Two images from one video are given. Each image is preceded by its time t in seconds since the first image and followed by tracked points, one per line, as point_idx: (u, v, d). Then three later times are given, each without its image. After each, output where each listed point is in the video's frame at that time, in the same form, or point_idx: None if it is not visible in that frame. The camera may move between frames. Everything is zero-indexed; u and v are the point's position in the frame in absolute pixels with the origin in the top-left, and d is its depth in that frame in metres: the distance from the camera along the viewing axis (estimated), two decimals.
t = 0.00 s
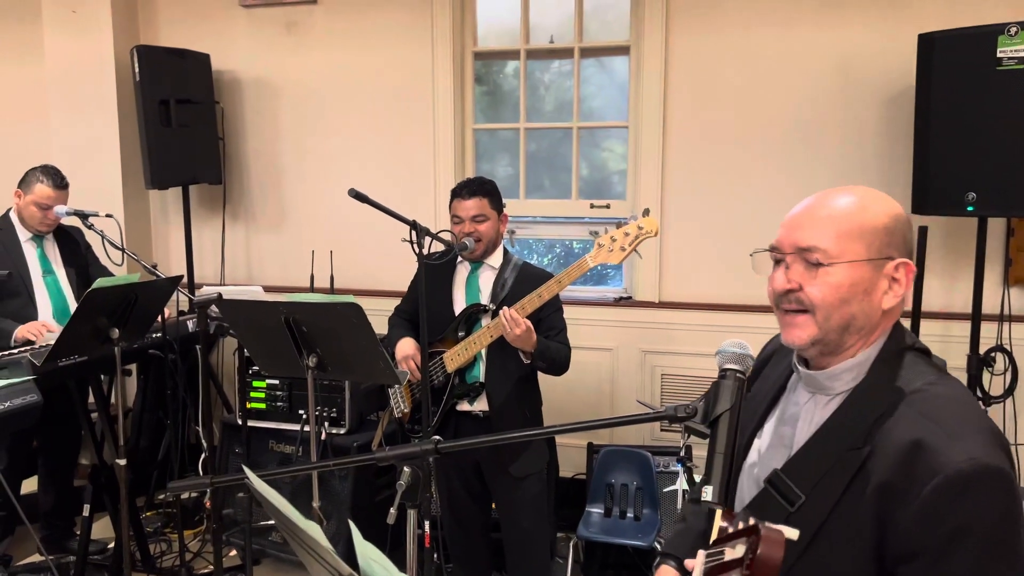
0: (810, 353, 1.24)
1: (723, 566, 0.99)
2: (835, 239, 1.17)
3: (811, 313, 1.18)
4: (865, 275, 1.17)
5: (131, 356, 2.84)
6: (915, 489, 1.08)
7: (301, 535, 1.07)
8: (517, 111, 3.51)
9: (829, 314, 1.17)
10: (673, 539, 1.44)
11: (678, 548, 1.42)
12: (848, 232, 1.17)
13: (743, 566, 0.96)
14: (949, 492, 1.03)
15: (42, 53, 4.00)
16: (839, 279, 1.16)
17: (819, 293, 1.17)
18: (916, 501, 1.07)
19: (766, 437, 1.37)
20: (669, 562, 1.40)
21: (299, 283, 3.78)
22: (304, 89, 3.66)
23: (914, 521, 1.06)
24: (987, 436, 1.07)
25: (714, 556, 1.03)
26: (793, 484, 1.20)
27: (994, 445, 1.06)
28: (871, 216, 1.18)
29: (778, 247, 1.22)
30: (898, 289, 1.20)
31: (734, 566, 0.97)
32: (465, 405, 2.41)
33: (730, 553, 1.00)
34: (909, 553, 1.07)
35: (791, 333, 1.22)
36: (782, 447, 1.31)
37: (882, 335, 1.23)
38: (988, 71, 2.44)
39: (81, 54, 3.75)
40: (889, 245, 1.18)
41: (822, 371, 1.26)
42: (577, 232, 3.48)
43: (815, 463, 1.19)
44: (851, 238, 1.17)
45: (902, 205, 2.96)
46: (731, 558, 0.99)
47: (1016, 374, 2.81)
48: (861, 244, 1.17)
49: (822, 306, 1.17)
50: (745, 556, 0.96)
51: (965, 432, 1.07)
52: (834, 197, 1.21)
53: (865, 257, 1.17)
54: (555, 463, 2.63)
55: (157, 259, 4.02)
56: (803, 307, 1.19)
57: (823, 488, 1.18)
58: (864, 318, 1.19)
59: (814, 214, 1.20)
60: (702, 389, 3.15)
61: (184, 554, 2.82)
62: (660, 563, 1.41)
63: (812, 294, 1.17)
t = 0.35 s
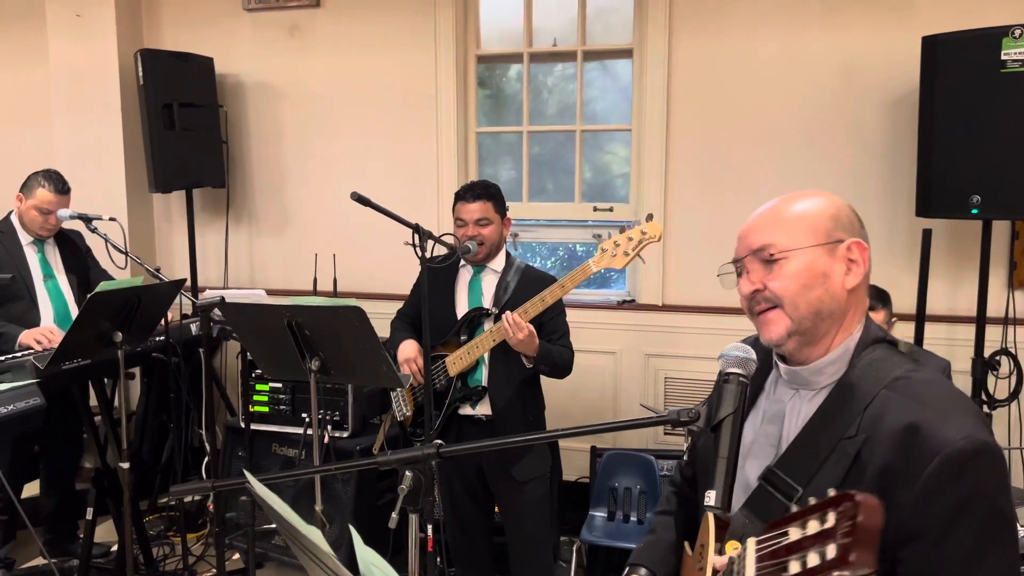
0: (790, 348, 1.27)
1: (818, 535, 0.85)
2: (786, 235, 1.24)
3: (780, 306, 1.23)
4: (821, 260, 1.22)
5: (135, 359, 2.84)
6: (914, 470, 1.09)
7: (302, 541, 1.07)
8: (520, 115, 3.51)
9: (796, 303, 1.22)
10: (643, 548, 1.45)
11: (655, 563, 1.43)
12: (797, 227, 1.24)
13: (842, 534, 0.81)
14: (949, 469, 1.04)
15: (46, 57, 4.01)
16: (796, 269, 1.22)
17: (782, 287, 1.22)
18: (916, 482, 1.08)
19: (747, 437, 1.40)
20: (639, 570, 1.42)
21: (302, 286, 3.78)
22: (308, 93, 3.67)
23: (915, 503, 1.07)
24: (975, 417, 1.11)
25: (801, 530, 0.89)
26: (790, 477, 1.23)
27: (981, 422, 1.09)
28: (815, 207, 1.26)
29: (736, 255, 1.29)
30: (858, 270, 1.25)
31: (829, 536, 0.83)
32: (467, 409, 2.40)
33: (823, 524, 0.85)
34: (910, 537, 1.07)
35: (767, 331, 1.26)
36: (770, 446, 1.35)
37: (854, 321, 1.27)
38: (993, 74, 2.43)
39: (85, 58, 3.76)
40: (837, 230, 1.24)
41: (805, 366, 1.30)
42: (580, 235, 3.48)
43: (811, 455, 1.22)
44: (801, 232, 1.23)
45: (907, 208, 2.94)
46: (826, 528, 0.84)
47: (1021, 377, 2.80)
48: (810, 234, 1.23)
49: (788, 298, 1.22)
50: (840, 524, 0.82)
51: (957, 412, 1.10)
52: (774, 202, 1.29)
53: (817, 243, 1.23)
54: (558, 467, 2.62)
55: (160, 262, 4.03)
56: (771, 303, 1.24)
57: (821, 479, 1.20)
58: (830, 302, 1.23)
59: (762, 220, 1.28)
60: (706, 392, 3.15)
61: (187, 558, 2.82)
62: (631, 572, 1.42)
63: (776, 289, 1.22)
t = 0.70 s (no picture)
0: (784, 347, 1.28)
1: (918, 514, 0.80)
2: (768, 239, 1.25)
3: (771, 309, 1.24)
4: (805, 261, 1.23)
5: (137, 362, 2.85)
6: (929, 457, 1.14)
7: (304, 544, 1.07)
8: (523, 117, 3.51)
9: (786, 303, 1.23)
10: (628, 552, 1.45)
11: (639, 566, 1.42)
12: (779, 231, 1.25)
13: (953, 509, 0.76)
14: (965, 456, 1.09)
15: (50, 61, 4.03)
16: (781, 271, 1.23)
17: (771, 290, 1.23)
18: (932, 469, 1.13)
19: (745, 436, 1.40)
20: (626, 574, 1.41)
21: (305, 289, 3.79)
22: (310, 96, 3.67)
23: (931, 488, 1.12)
24: (974, 405, 1.17)
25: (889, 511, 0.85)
26: (801, 471, 1.23)
27: (981, 410, 1.16)
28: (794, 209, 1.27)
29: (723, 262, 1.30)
30: (843, 265, 1.26)
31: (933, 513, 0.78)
32: (470, 411, 2.41)
33: (922, 500, 0.81)
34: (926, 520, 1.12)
35: (762, 334, 1.27)
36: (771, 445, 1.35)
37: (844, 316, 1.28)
38: (995, 76, 2.42)
39: (88, 62, 3.77)
40: (817, 229, 1.25)
41: (805, 363, 1.31)
42: (582, 237, 3.48)
43: (821, 448, 1.23)
44: (783, 234, 1.24)
45: (909, 209, 2.94)
46: (926, 504, 0.80)
47: None
48: (792, 236, 1.24)
49: (778, 301, 1.23)
50: (949, 499, 0.77)
51: (961, 402, 1.17)
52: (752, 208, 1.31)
53: (800, 243, 1.23)
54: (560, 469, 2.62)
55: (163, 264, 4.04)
56: (762, 307, 1.24)
57: (831, 471, 1.22)
58: (820, 300, 1.24)
59: (741, 228, 1.29)
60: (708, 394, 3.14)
61: (190, 560, 2.83)
62: None
63: (766, 293, 1.23)
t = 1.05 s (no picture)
0: (825, 350, 1.31)
1: (968, 490, 0.89)
2: (846, 239, 1.26)
3: (828, 310, 1.26)
4: (876, 272, 1.25)
5: (139, 364, 2.85)
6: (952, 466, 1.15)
7: (305, 547, 1.07)
8: (524, 119, 3.51)
9: (843, 309, 1.25)
10: (631, 534, 1.48)
11: (641, 547, 1.46)
12: (859, 234, 1.26)
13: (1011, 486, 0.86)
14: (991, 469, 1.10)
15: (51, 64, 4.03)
16: (851, 276, 1.25)
17: (834, 291, 1.25)
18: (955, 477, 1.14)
19: (769, 428, 1.44)
20: (624, 553, 1.45)
21: (306, 291, 3.79)
22: (312, 97, 3.68)
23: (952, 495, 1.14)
24: (1008, 427, 1.18)
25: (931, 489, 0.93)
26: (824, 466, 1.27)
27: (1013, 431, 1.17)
28: (878, 218, 1.28)
29: (793, 250, 1.31)
30: (907, 285, 1.28)
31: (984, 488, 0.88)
32: (471, 412, 2.40)
33: (971, 477, 0.89)
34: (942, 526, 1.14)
35: (808, 331, 1.29)
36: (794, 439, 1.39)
37: (893, 333, 1.31)
38: (997, 76, 2.42)
39: (89, 64, 3.78)
40: (895, 245, 1.27)
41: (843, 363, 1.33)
42: (584, 238, 3.48)
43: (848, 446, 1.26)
44: (861, 238, 1.26)
45: (911, 211, 2.94)
46: (977, 481, 0.89)
47: None
48: (870, 244, 1.25)
49: (838, 304, 1.25)
50: (1005, 476, 0.87)
51: (994, 421, 1.17)
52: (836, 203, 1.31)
53: (876, 254, 1.25)
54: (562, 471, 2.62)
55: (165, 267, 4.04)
56: (820, 305, 1.27)
57: (855, 470, 1.25)
58: (876, 315, 1.27)
59: (820, 221, 1.30)
60: (709, 395, 3.14)
61: (191, 562, 2.83)
62: (616, 554, 1.46)
63: (829, 293, 1.25)
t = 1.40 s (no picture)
0: (864, 353, 1.29)
1: (970, 496, 0.87)
2: (918, 255, 1.19)
3: (880, 323, 1.22)
4: (940, 295, 1.19)
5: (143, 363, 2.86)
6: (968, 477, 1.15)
7: (309, 546, 1.06)
8: (526, 118, 3.51)
9: (894, 326, 1.21)
10: (640, 510, 1.50)
11: (647, 524, 1.47)
12: (933, 250, 1.19)
13: (1011, 494, 0.84)
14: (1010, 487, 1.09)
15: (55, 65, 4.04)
16: (914, 295, 1.19)
17: (891, 306, 1.20)
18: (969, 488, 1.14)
19: (788, 417, 1.44)
20: (632, 529, 1.46)
21: (309, 291, 3.79)
22: (315, 97, 3.68)
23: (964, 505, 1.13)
24: None
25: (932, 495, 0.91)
26: (836, 463, 1.26)
27: None
28: (956, 235, 1.20)
29: (861, 251, 1.24)
30: (964, 307, 1.23)
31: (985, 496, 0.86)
32: (473, 411, 2.41)
33: (971, 484, 0.88)
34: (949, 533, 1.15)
35: (853, 334, 1.26)
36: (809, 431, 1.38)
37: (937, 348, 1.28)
38: (1000, 74, 2.42)
39: (92, 64, 3.79)
40: (965, 267, 1.20)
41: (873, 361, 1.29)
42: (586, 237, 3.47)
43: (864, 446, 1.25)
44: (932, 256, 1.18)
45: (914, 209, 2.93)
46: (978, 488, 0.87)
47: None
48: (942, 264, 1.19)
49: (892, 319, 1.21)
50: (1005, 485, 0.85)
51: (1018, 440, 1.16)
52: (918, 208, 1.21)
53: (944, 276, 1.19)
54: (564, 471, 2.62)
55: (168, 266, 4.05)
56: (873, 316, 1.22)
57: (868, 470, 1.25)
58: (928, 333, 1.22)
59: (895, 226, 1.21)
60: (712, 394, 3.13)
61: (195, 561, 2.84)
62: (624, 529, 1.47)
63: (886, 306, 1.20)
